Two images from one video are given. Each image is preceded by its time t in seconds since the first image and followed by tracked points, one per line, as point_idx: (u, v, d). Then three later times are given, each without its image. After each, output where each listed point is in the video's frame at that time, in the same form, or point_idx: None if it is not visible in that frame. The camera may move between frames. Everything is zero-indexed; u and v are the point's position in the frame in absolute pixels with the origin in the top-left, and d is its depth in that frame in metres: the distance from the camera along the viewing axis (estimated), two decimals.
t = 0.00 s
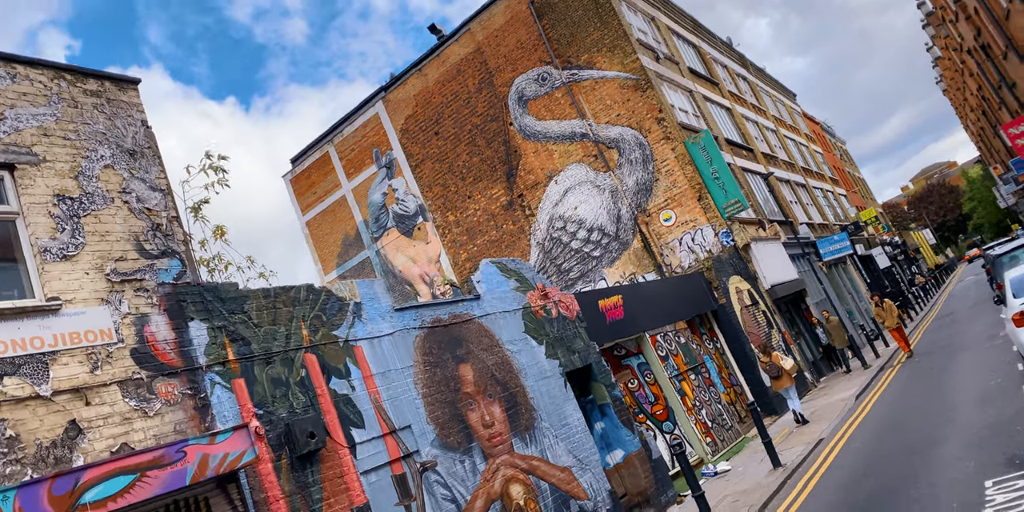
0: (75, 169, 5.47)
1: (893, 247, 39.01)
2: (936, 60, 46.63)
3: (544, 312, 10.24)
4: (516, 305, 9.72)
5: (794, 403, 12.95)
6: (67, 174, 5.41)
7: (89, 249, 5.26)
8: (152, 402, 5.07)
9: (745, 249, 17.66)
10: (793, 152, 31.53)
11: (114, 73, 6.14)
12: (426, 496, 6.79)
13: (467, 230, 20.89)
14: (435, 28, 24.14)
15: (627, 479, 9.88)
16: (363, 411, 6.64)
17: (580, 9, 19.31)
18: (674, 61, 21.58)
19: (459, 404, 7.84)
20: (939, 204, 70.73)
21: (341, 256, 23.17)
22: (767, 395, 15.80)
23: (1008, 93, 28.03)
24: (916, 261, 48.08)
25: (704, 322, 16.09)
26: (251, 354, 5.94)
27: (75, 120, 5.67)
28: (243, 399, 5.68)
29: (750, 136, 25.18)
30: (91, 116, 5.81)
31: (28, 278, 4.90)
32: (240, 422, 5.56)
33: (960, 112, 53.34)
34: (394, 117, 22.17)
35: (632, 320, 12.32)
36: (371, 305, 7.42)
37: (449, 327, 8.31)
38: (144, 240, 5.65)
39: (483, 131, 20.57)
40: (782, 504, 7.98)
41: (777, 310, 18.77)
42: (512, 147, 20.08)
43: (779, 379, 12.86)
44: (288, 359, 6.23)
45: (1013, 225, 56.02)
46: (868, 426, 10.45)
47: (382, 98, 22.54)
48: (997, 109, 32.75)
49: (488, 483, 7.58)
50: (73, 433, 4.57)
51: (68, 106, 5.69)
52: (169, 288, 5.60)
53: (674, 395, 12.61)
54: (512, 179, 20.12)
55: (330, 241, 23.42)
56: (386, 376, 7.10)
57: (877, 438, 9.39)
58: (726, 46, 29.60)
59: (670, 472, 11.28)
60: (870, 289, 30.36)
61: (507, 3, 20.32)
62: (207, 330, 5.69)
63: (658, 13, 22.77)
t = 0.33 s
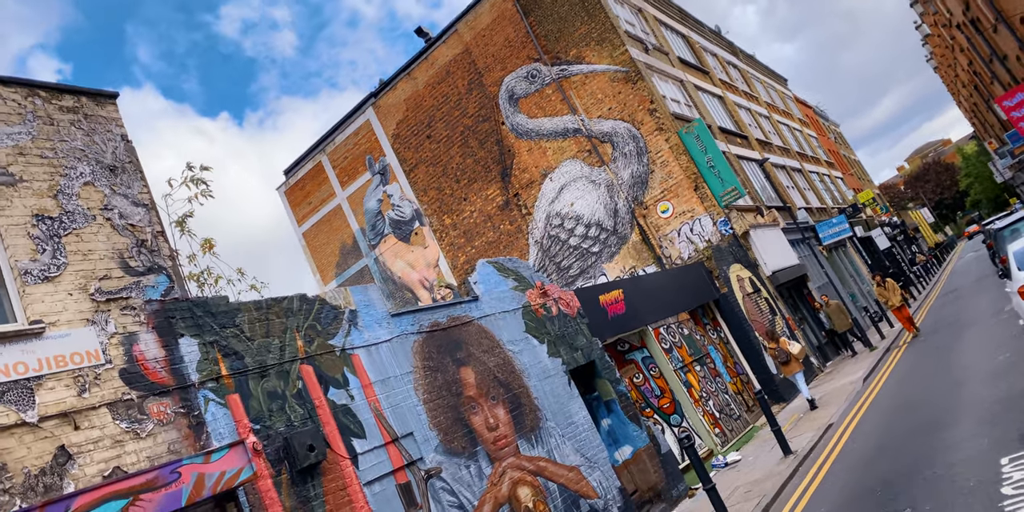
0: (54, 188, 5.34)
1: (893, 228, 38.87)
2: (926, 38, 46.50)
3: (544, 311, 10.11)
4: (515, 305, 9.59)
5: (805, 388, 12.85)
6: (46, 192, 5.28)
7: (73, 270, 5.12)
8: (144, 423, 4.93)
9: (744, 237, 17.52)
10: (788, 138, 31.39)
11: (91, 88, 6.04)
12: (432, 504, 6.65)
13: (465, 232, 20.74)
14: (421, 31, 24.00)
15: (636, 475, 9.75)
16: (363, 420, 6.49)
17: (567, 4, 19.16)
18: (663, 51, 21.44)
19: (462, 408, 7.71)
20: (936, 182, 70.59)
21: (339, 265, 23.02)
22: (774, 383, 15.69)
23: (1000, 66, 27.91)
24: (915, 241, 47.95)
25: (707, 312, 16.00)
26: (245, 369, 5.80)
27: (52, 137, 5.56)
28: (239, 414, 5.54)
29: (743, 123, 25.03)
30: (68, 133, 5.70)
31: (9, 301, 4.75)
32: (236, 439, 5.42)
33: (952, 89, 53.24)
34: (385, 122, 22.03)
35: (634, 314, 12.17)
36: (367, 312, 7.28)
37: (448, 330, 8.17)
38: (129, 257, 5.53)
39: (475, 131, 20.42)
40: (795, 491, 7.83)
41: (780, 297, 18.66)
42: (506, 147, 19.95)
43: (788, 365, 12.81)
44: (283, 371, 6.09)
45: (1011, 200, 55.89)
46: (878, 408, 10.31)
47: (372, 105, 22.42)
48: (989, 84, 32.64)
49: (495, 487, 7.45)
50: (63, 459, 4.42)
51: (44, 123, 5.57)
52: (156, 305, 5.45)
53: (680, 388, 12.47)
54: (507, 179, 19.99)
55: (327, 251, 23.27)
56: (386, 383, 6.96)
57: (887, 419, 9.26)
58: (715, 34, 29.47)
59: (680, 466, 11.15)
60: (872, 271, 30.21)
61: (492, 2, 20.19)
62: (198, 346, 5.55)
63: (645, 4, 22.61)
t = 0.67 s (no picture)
0: (32, 208, 5.20)
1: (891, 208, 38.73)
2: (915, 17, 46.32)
3: (545, 309, 9.96)
4: (514, 304, 9.46)
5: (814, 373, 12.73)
6: (24, 213, 5.15)
7: (55, 292, 4.99)
8: (137, 446, 4.80)
9: (742, 225, 17.38)
10: (782, 124, 31.25)
11: (67, 105, 5.91)
12: None
13: (461, 234, 20.57)
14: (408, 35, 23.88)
15: (646, 470, 9.62)
16: (364, 431, 6.34)
17: None
18: (652, 43, 21.29)
19: (465, 412, 7.57)
20: (931, 160, 70.45)
21: (338, 273, 22.89)
22: (781, 370, 15.59)
23: (991, 40, 27.77)
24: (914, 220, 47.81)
25: (710, 302, 15.97)
26: (239, 384, 5.65)
27: (29, 157, 5.43)
28: (234, 431, 5.39)
29: (736, 111, 24.89)
30: (46, 152, 5.57)
31: None
32: (233, 456, 5.27)
33: (943, 66, 53.08)
34: (376, 128, 21.89)
35: (636, 308, 12.04)
36: (363, 319, 7.13)
37: (447, 333, 8.04)
38: (114, 275, 5.39)
39: (467, 133, 20.28)
40: (808, 479, 7.69)
41: (782, 283, 18.54)
42: (499, 146, 19.80)
43: (796, 350, 12.69)
44: (279, 384, 5.94)
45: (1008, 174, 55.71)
46: (887, 389, 10.17)
47: (363, 111, 22.30)
48: (980, 59, 32.52)
49: (502, 491, 7.31)
50: (52, 487, 4.29)
51: (20, 143, 5.44)
52: (144, 323, 5.32)
53: (686, 380, 12.34)
54: (502, 178, 19.85)
55: (325, 260, 23.14)
56: (386, 391, 6.82)
57: (897, 401, 9.12)
58: (703, 23, 29.30)
59: (690, 459, 11.02)
60: (872, 253, 30.06)
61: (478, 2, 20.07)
62: (190, 363, 5.41)
63: None
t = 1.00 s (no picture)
0: (11, 230, 5.05)
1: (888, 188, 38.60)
2: None
3: (545, 307, 9.82)
4: (513, 304, 9.33)
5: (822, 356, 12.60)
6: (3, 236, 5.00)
7: (38, 315, 4.83)
8: (129, 469, 4.66)
9: (740, 213, 17.20)
10: (774, 110, 31.11)
11: (44, 123, 5.76)
12: None
13: (459, 236, 20.40)
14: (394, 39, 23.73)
15: (655, 466, 9.48)
16: (364, 441, 6.20)
17: None
18: (640, 34, 21.13)
19: (468, 417, 7.43)
20: (925, 139, 70.30)
21: (337, 282, 22.76)
22: (786, 357, 15.48)
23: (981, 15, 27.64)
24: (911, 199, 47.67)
25: (711, 292, 15.95)
26: (234, 400, 5.51)
27: (6, 179, 5.28)
28: (230, 449, 5.26)
29: (728, 98, 24.74)
30: (23, 173, 5.42)
31: None
32: (230, 475, 5.14)
33: (933, 44, 52.95)
34: (368, 134, 21.74)
35: (637, 302, 11.90)
36: (359, 327, 6.99)
37: (446, 337, 7.89)
38: (99, 296, 5.25)
39: (459, 134, 20.13)
40: (820, 467, 7.55)
41: (783, 269, 18.40)
42: (491, 146, 19.66)
43: (802, 334, 12.57)
44: (275, 398, 5.81)
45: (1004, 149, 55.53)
46: (896, 371, 10.02)
47: (353, 117, 22.17)
48: (970, 34, 32.39)
49: (510, 496, 7.18)
50: None
51: None
52: (133, 343, 5.19)
53: (692, 371, 12.21)
54: (496, 178, 19.70)
55: (323, 269, 23.01)
56: (385, 400, 6.68)
57: (907, 382, 8.98)
58: (690, 13, 29.14)
59: (700, 452, 10.88)
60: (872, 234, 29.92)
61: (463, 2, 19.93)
62: (181, 382, 5.28)
63: None
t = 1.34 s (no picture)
0: None
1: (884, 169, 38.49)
2: None
3: (544, 307, 9.69)
4: (512, 304, 9.20)
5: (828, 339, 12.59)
6: None
7: (21, 340, 4.69)
8: (122, 495, 4.53)
9: (736, 201, 17.25)
10: (766, 96, 30.98)
11: (22, 144, 5.63)
12: None
13: (456, 239, 20.24)
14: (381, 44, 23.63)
15: (665, 461, 9.35)
16: (366, 452, 6.06)
17: None
18: (627, 27, 21.01)
19: (471, 422, 7.30)
20: (919, 118, 70.16)
21: (336, 291, 22.61)
22: (791, 343, 15.38)
23: None
24: (908, 179, 47.53)
25: (712, 282, 15.89)
26: (228, 418, 5.38)
27: None
28: (227, 468, 5.13)
29: (719, 87, 24.61)
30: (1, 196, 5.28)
31: None
32: (228, 495, 5.01)
33: (921, 23, 52.86)
34: (359, 141, 21.62)
35: (638, 296, 11.78)
36: (355, 336, 6.85)
37: (445, 342, 7.76)
38: (84, 318, 5.12)
39: (450, 136, 20.01)
40: (832, 454, 7.42)
41: (783, 255, 18.27)
42: (484, 147, 19.53)
43: (806, 318, 12.46)
44: (272, 413, 5.68)
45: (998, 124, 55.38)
46: (903, 352, 9.89)
47: (345, 125, 22.06)
48: (959, 10, 32.29)
49: (517, 500, 7.05)
50: None
51: None
52: (121, 365, 5.05)
53: (696, 363, 12.09)
54: (490, 178, 19.57)
55: (322, 279, 22.86)
56: (385, 409, 6.55)
57: (916, 363, 8.84)
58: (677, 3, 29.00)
59: (709, 444, 10.76)
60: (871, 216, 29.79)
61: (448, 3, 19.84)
62: (174, 402, 5.16)
63: None
